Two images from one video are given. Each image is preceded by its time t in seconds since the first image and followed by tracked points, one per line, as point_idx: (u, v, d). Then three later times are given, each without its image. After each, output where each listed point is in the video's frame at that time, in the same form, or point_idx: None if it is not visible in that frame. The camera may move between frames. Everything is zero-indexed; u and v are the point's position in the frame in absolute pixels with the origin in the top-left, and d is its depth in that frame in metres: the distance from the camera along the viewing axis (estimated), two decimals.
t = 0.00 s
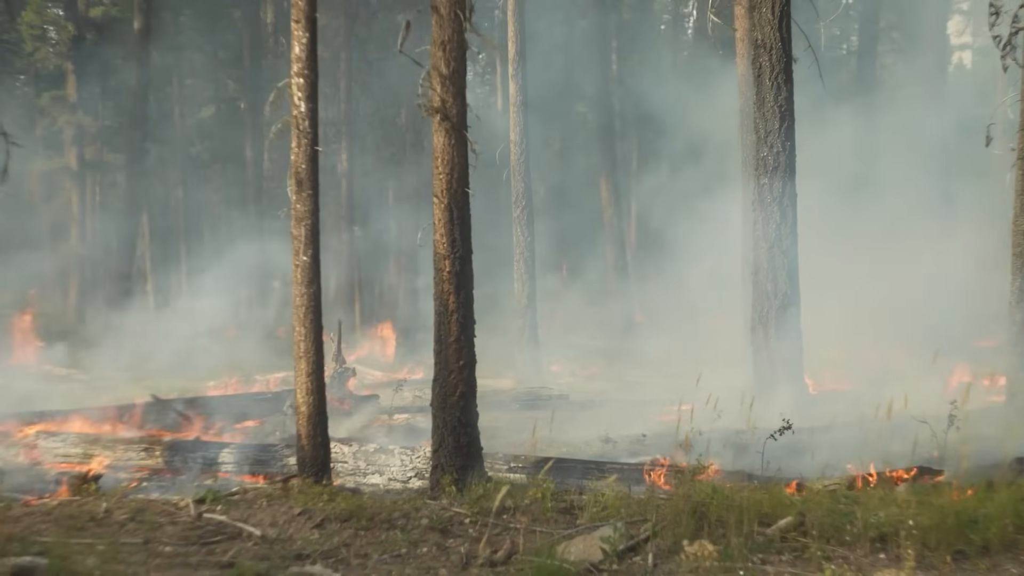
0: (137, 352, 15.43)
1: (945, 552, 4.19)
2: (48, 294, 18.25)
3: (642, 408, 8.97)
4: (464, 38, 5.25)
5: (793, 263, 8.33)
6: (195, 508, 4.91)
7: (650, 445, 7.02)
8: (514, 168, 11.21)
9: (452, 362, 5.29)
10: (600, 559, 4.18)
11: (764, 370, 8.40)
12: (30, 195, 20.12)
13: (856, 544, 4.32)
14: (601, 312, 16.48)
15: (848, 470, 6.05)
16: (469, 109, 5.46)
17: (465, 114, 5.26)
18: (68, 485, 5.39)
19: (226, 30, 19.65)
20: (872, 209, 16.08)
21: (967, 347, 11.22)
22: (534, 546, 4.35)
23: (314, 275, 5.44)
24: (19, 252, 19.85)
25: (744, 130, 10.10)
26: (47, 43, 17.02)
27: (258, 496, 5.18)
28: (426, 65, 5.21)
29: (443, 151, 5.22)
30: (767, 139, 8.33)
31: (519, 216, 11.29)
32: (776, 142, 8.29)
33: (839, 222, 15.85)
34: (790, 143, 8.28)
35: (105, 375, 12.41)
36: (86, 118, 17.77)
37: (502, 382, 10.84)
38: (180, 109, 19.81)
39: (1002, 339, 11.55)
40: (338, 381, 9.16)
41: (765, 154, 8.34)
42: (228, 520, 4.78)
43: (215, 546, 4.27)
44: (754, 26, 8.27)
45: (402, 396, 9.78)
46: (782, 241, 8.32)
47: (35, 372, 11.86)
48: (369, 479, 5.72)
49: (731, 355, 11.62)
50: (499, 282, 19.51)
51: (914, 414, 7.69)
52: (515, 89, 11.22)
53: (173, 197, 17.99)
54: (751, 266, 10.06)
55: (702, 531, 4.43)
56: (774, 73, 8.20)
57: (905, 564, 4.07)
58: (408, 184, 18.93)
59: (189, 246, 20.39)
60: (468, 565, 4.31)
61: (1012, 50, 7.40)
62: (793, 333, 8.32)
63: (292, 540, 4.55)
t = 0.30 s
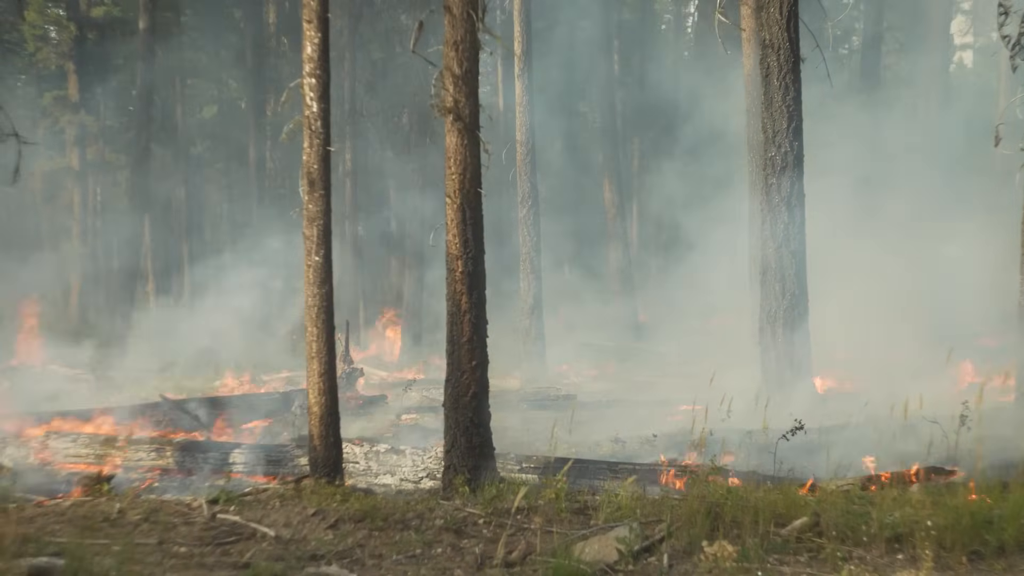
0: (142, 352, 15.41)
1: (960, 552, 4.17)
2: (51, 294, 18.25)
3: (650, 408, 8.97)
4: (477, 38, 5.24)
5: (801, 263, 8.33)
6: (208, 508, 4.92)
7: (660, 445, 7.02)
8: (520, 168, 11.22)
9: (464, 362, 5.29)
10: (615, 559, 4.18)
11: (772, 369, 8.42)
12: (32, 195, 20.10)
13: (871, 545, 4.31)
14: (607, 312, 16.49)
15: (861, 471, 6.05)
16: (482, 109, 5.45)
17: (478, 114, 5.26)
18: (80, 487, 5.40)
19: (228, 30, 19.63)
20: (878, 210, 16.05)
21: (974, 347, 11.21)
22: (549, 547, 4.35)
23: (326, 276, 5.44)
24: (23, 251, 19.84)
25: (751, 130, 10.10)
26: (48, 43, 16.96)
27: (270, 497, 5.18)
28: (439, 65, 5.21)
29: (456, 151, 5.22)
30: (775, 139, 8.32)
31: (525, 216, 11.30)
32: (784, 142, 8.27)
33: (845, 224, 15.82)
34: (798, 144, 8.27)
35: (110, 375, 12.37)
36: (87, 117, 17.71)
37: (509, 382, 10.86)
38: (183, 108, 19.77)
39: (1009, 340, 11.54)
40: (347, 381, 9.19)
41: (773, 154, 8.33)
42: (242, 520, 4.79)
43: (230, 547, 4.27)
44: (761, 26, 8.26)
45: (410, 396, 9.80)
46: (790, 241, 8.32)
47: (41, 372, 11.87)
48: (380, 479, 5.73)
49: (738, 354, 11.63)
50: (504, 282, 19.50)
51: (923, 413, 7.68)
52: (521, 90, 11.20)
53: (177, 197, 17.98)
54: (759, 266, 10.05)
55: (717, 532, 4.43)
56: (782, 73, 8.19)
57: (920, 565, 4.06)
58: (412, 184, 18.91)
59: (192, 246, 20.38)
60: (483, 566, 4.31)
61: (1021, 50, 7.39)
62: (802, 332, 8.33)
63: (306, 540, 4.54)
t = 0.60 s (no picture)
0: (146, 352, 15.39)
1: (975, 554, 4.16)
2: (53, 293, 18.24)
3: (658, 408, 8.97)
4: (489, 39, 5.24)
5: (808, 263, 8.33)
6: (222, 509, 4.92)
7: (670, 446, 7.01)
8: (526, 169, 11.22)
9: (476, 363, 5.29)
10: (630, 561, 4.18)
11: (780, 370, 8.42)
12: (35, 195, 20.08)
13: (886, 545, 4.32)
14: (611, 312, 16.52)
15: (873, 473, 6.05)
16: (494, 110, 5.45)
17: (490, 115, 5.26)
18: (92, 488, 5.38)
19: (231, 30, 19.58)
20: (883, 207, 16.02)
21: (973, 349, 11.26)
22: (563, 548, 4.35)
23: (338, 277, 5.44)
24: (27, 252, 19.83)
25: (757, 132, 10.10)
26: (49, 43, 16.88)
27: (283, 498, 5.18)
28: (451, 66, 5.21)
29: (469, 152, 5.22)
30: (782, 139, 8.31)
31: (531, 216, 11.31)
32: (791, 143, 8.25)
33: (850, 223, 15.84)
34: (805, 144, 8.25)
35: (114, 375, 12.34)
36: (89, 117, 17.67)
37: (515, 382, 10.87)
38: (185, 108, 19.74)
39: (1011, 341, 11.57)
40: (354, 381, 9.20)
41: (781, 154, 8.32)
42: (255, 522, 4.79)
43: (245, 548, 4.28)
44: (769, 27, 8.26)
45: (417, 396, 9.80)
46: (797, 242, 8.31)
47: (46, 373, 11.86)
48: (392, 480, 5.73)
49: (744, 355, 11.64)
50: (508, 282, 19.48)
51: (932, 413, 7.68)
52: (528, 90, 11.21)
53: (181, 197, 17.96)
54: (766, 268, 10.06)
55: (732, 533, 4.42)
56: (790, 74, 8.18)
57: (935, 567, 4.06)
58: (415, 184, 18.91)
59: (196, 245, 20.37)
60: (497, 567, 4.32)
61: None
62: (809, 333, 8.34)
63: (320, 541, 4.54)
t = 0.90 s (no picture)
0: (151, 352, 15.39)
1: (992, 556, 4.15)
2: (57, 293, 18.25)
3: (666, 408, 8.97)
4: (503, 41, 5.24)
5: (817, 264, 8.33)
6: (236, 511, 4.92)
7: (680, 448, 7.01)
8: (532, 169, 11.22)
9: (490, 365, 5.29)
10: (647, 563, 4.17)
11: (789, 371, 8.42)
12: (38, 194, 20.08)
13: (902, 548, 4.31)
14: (618, 312, 16.52)
15: (886, 476, 6.06)
16: (507, 112, 5.46)
17: (504, 117, 5.26)
18: (105, 490, 5.38)
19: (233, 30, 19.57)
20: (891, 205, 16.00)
21: (976, 350, 11.31)
22: (579, 550, 4.35)
23: (351, 278, 5.44)
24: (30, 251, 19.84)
25: (765, 133, 10.10)
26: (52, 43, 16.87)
27: (297, 500, 5.18)
28: (465, 68, 5.21)
29: (483, 154, 5.22)
30: (791, 140, 8.30)
31: (537, 218, 11.32)
32: (800, 144, 8.24)
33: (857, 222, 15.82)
34: (814, 145, 8.24)
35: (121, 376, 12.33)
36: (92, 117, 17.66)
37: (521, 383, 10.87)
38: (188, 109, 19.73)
39: (1016, 341, 11.60)
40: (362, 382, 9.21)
41: (789, 155, 8.30)
42: (270, 524, 4.79)
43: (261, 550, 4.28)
44: (778, 28, 8.25)
45: (423, 397, 9.81)
46: (806, 243, 8.31)
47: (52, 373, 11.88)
48: (404, 482, 5.73)
49: (752, 356, 11.65)
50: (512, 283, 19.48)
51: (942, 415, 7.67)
52: (535, 91, 11.20)
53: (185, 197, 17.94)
54: (773, 270, 10.06)
55: (748, 536, 4.42)
56: (799, 75, 8.17)
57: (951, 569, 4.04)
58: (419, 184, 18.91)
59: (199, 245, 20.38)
60: (513, 569, 4.32)
61: None
62: (819, 334, 8.34)
63: (336, 543, 4.54)
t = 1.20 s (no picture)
0: (153, 352, 15.39)
1: (1009, 558, 4.11)
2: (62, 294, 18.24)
3: (672, 408, 8.98)
4: (515, 42, 5.24)
5: (825, 265, 8.33)
6: (248, 513, 4.92)
7: (689, 449, 7.02)
8: (538, 169, 11.23)
9: (502, 366, 5.29)
10: (661, 565, 4.17)
11: (798, 372, 8.43)
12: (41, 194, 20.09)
13: (916, 551, 4.30)
14: (623, 312, 16.55)
15: (897, 477, 6.05)
16: (519, 113, 5.45)
17: (515, 118, 5.25)
18: (117, 491, 5.38)
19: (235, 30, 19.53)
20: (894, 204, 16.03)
21: (980, 349, 11.33)
22: (592, 552, 4.35)
23: (363, 280, 5.44)
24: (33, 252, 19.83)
25: (771, 134, 10.10)
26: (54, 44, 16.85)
27: (308, 501, 5.18)
28: (477, 69, 5.21)
29: (494, 155, 5.23)
30: (799, 141, 8.28)
31: (543, 218, 11.32)
32: (807, 145, 8.23)
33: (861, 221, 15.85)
34: (821, 146, 8.23)
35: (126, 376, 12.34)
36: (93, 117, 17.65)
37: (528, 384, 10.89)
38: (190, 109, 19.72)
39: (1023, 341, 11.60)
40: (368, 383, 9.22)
41: (797, 156, 8.30)
42: (283, 525, 4.79)
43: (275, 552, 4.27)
44: (786, 28, 8.24)
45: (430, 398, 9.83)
46: (814, 243, 8.31)
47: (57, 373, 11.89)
48: (415, 484, 5.73)
49: (758, 356, 11.69)
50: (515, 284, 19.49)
51: (951, 415, 7.67)
52: (540, 92, 11.19)
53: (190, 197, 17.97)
54: (780, 271, 10.07)
55: (761, 538, 4.42)
56: (806, 76, 8.16)
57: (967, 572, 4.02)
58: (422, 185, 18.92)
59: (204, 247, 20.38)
60: (527, 570, 4.32)
61: None
62: (827, 334, 8.34)
63: (349, 545, 4.55)
